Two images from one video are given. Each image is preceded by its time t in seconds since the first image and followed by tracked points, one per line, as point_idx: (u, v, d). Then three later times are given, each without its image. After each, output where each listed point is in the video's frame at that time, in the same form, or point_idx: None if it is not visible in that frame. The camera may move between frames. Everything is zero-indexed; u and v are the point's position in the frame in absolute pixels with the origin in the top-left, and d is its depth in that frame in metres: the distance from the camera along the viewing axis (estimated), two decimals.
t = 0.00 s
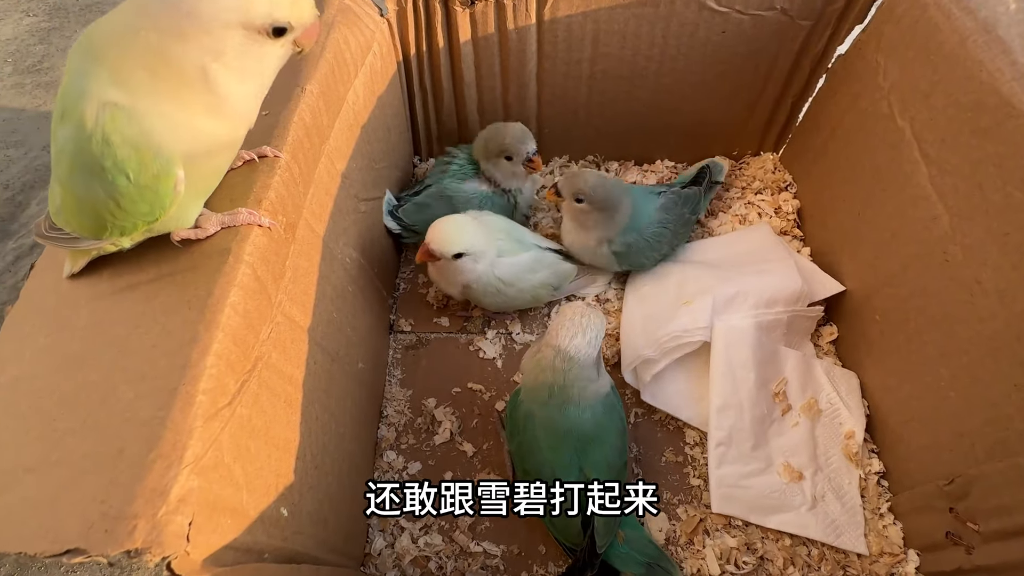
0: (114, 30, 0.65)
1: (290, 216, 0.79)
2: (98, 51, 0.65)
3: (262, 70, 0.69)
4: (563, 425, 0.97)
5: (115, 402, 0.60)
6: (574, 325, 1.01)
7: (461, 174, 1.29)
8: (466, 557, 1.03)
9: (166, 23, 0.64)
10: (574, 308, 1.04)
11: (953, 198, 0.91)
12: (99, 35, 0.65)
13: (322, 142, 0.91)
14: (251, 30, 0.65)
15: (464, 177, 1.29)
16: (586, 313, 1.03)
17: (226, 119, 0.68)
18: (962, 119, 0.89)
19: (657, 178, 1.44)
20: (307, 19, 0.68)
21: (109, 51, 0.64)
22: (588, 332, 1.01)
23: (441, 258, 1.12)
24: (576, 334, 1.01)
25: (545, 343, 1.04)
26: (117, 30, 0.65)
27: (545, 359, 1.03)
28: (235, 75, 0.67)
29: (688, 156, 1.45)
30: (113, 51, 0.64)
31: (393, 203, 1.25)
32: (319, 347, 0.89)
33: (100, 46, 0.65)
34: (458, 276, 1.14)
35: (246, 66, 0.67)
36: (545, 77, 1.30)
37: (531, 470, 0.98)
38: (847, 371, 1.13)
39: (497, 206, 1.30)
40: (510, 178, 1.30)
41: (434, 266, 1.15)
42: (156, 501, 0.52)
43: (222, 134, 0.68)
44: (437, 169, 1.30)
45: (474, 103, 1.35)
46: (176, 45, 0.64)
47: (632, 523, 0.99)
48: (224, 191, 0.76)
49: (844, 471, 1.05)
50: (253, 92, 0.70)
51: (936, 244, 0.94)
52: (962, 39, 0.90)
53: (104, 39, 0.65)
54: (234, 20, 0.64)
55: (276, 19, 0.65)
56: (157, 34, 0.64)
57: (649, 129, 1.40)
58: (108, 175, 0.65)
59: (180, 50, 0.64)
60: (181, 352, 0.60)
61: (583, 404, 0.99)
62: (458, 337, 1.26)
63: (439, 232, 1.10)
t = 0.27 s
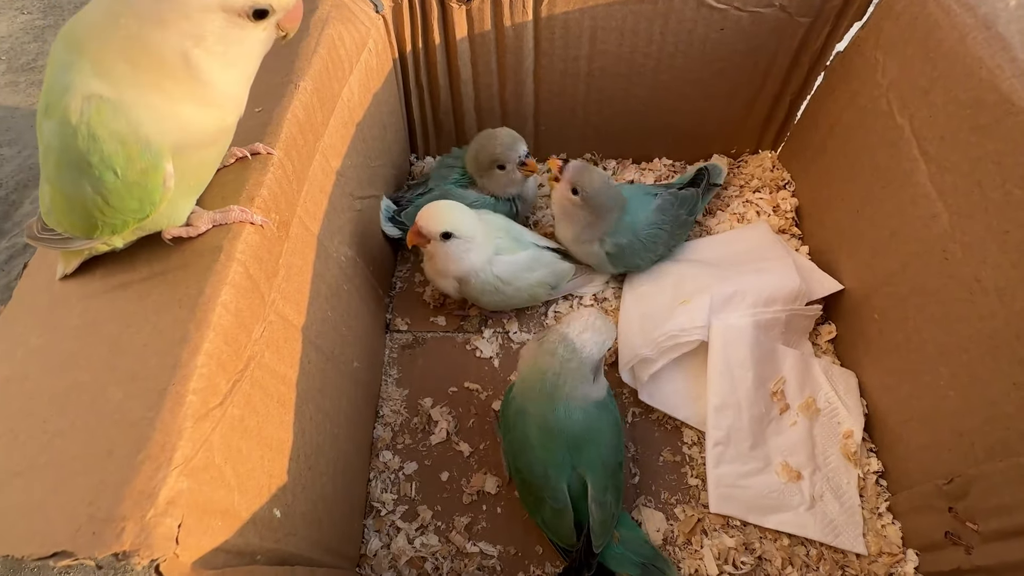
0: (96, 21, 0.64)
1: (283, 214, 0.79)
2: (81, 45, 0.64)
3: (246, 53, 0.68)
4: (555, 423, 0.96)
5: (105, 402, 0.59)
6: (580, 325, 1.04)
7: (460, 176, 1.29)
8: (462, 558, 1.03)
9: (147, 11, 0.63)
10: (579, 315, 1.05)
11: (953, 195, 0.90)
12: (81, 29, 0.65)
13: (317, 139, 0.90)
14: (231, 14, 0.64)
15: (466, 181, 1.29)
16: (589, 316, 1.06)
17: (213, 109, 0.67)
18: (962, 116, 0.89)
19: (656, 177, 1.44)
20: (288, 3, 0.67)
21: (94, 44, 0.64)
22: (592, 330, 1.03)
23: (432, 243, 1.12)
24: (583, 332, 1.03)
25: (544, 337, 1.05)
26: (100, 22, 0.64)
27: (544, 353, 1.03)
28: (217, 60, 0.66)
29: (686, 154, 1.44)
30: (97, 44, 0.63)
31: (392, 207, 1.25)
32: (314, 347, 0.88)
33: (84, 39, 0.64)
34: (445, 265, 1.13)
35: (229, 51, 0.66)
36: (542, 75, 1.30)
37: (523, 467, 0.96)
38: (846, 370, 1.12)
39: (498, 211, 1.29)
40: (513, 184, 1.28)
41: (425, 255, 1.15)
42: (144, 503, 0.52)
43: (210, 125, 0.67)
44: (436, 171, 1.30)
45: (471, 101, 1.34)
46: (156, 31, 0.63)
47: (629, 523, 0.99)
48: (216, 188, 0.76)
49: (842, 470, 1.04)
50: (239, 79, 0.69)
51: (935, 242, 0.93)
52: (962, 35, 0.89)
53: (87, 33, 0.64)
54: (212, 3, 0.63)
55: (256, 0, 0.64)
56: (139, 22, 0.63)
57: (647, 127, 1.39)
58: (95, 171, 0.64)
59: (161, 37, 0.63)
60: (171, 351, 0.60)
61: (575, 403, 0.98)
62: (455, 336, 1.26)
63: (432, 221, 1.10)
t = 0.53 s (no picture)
0: (93, 16, 0.64)
1: (279, 210, 0.79)
2: (77, 39, 0.64)
3: (242, 48, 0.68)
4: (554, 414, 0.96)
5: (102, 398, 0.59)
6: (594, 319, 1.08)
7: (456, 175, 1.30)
8: (460, 554, 1.03)
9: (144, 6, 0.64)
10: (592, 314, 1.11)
11: (948, 192, 0.91)
12: (77, 24, 0.65)
13: (313, 136, 0.90)
14: (227, 9, 0.65)
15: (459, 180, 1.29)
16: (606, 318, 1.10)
17: (210, 104, 0.67)
18: (957, 113, 0.89)
19: (653, 174, 1.44)
20: None
21: (89, 38, 0.64)
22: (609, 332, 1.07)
23: (417, 223, 1.13)
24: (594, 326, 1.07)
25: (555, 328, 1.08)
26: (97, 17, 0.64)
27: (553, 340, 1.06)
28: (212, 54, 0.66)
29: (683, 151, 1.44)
30: (93, 39, 0.64)
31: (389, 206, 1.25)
32: (310, 343, 0.88)
33: (79, 34, 0.64)
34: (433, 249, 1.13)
35: (225, 46, 0.66)
36: (539, 72, 1.30)
37: (517, 459, 0.96)
38: (842, 366, 1.12)
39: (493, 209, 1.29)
40: (499, 183, 1.28)
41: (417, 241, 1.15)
42: (140, 498, 0.52)
43: (206, 120, 0.67)
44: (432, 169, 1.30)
45: (468, 99, 1.34)
46: (152, 25, 0.63)
47: (625, 521, 0.99)
48: (212, 184, 0.76)
49: (838, 466, 1.04)
50: (235, 74, 0.69)
51: (930, 239, 0.94)
52: (957, 32, 0.89)
53: (83, 27, 0.64)
54: None
55: None
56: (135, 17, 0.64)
57: (644, 125, 1.39)
58: (90, 165, 0.63)
59: (158, 33, 0.63)
60: (167, 347, 0.60)
61: (574, 395, 0.99)
62: (452, 333, 1.26)
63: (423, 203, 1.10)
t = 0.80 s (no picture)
0: (79, 14, 0.64)
1: (270, 209, 0.78)
2: (64, 37, 0.64)
3: (229, 46, 0.68)
4: (553, 404, 0.97)
5: (91, 397, 0.59)
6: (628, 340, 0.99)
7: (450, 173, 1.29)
8: (453, 553, 1.03)
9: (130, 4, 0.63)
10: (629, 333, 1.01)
11: (938, 191, 0.91)
12: (63, 22, 0.64)
13: (305, 134, 0.89)
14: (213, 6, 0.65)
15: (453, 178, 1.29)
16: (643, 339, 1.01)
17: (197, 103, 0.67)
18: (947, 113, 0.89)
19: (647, 173, 1.44)
20: None
21: (76, 36, 0.63)
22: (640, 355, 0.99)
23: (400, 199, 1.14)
24: (627, 348, 0.99)
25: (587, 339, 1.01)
26: (83, 15, 0.64)
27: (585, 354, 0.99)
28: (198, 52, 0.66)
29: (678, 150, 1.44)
30: (80, 36, 0.63)
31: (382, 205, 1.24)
32: (302, 342, 0.88)
33: (66, 31, 0.64)
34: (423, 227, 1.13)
35: (211, 44, 0.66)
36: (532, 71, 1.30)
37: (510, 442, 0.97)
38: (834, 364, 1.13)
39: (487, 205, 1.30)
40: (496, 179, 1.28)
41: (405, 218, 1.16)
42: (128, 497, 0.52)
43: (193, 118, 0.67)
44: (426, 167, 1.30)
45: (462, 97, 1.34)
46: (137, 23, 0.63)
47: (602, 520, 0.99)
48: (203, 183, 0.75)
49: (830, 464, 1.05)
50: (222, 72, 0.69)
51: (921, 238, 0.94)
52: (947, 32, 0.90)
53: (70, 25, 0.64)
54: None
55: None
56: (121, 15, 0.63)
57: (637, 124, 1.39)
58: (76, 164, 0.63)
59: (144, 30, 0.63)
60: (156, 346, 0.59)
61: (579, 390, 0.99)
62: (446, 332, 1.25)
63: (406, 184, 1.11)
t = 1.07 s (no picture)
0: (65, 15, 0.64)
1: (258, 211, 0.78)
2: (50, 39, 0.63)
3: (215, 50, 0.68)
4: (542, 402, 0.98)
5: (75, 400, 0.59)
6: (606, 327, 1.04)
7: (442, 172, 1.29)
8: (443, 553, 1.03)
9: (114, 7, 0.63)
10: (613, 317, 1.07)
11: (924, 193, 0.92)
12: (48, 25, 0.64)
13: (294, 136, 0.89)
14: (199, 11, 0.64)
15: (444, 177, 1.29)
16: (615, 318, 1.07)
17: (184, 107, 0.67)
18: (933, 116, 0.90)
19: (638, 174, 1.44)
20: None
21: (62, 38, 0.63)
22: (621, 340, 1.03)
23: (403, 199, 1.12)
24: (610, 340, 1.03)
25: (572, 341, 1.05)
26: (67, 16, 0.64)
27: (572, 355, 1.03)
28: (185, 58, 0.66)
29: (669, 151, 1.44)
30: (64, 39, 0.63)
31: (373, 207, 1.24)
32: (291, 344, 0.88)
33: (52, 33, 0.63)
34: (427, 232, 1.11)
35: (197, 49, 0.66)
36: (524, 72, 1.30)
37: (497, 436, 0.98)
38: (822, 365, 1.13)
39: (482, 208, 1.29)
40: (494, 185, 1.28)
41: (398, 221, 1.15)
42: (112, 501, 0.52)
43: (180, 123, 0.67)
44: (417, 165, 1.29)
45: (453, 98, 1.34)
46: (123, 27, 0.63)
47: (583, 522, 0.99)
48: (190, 185, 0.75)
49: (818, 464, 1.05)
50: (208, 75, 0.69)
51: (907, 240, 0.94)
52: (933, 36, 0.90)
53: (56, 27, 0.64)
54: None
55: None
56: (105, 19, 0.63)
57: (628, 125, 1.39)
58: (61, 167, 0.63)
59: (129, 35, 0.63)
60: (142, 349, 0.59)
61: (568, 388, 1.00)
62: (437, 333, 1.25)
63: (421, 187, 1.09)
